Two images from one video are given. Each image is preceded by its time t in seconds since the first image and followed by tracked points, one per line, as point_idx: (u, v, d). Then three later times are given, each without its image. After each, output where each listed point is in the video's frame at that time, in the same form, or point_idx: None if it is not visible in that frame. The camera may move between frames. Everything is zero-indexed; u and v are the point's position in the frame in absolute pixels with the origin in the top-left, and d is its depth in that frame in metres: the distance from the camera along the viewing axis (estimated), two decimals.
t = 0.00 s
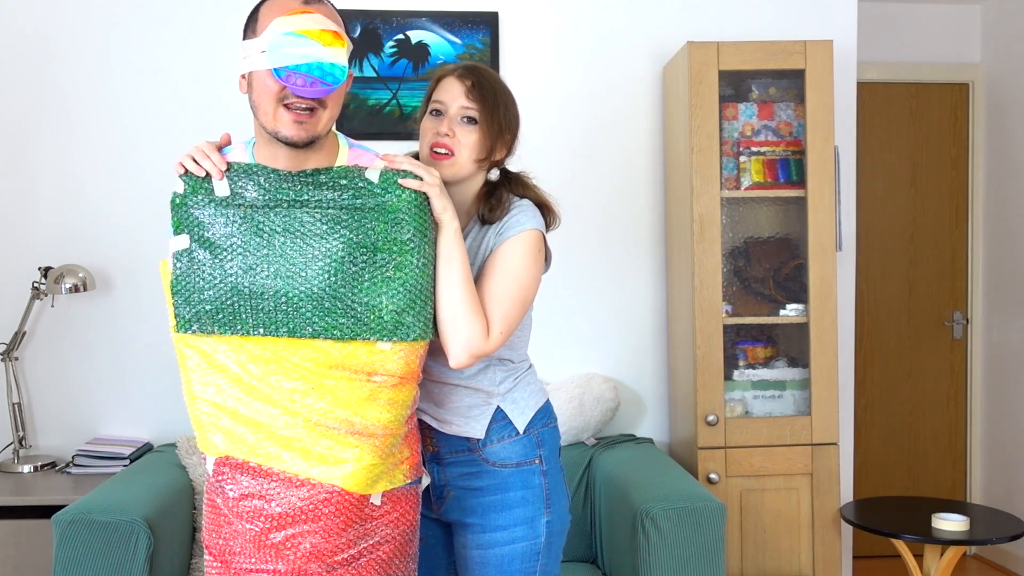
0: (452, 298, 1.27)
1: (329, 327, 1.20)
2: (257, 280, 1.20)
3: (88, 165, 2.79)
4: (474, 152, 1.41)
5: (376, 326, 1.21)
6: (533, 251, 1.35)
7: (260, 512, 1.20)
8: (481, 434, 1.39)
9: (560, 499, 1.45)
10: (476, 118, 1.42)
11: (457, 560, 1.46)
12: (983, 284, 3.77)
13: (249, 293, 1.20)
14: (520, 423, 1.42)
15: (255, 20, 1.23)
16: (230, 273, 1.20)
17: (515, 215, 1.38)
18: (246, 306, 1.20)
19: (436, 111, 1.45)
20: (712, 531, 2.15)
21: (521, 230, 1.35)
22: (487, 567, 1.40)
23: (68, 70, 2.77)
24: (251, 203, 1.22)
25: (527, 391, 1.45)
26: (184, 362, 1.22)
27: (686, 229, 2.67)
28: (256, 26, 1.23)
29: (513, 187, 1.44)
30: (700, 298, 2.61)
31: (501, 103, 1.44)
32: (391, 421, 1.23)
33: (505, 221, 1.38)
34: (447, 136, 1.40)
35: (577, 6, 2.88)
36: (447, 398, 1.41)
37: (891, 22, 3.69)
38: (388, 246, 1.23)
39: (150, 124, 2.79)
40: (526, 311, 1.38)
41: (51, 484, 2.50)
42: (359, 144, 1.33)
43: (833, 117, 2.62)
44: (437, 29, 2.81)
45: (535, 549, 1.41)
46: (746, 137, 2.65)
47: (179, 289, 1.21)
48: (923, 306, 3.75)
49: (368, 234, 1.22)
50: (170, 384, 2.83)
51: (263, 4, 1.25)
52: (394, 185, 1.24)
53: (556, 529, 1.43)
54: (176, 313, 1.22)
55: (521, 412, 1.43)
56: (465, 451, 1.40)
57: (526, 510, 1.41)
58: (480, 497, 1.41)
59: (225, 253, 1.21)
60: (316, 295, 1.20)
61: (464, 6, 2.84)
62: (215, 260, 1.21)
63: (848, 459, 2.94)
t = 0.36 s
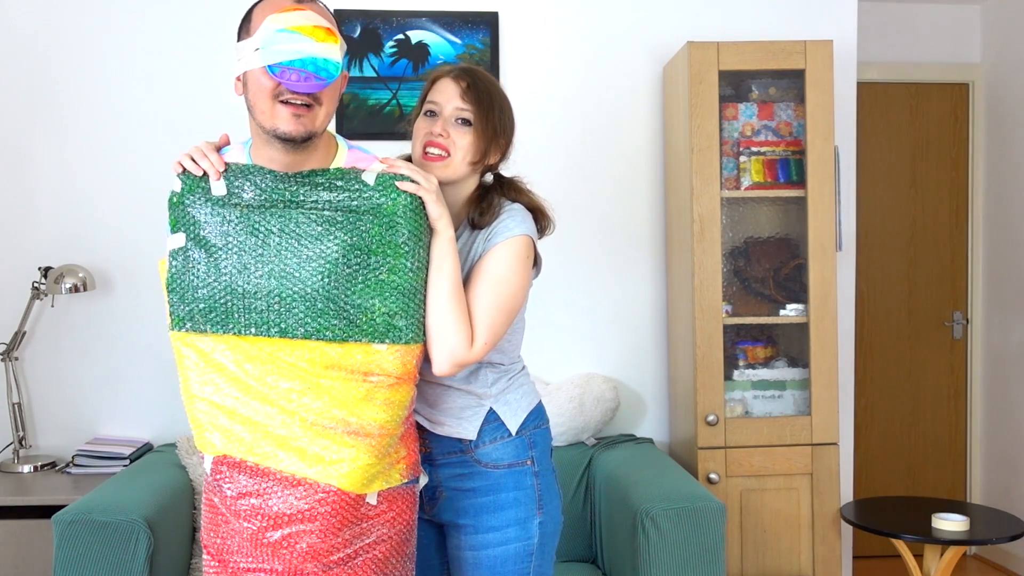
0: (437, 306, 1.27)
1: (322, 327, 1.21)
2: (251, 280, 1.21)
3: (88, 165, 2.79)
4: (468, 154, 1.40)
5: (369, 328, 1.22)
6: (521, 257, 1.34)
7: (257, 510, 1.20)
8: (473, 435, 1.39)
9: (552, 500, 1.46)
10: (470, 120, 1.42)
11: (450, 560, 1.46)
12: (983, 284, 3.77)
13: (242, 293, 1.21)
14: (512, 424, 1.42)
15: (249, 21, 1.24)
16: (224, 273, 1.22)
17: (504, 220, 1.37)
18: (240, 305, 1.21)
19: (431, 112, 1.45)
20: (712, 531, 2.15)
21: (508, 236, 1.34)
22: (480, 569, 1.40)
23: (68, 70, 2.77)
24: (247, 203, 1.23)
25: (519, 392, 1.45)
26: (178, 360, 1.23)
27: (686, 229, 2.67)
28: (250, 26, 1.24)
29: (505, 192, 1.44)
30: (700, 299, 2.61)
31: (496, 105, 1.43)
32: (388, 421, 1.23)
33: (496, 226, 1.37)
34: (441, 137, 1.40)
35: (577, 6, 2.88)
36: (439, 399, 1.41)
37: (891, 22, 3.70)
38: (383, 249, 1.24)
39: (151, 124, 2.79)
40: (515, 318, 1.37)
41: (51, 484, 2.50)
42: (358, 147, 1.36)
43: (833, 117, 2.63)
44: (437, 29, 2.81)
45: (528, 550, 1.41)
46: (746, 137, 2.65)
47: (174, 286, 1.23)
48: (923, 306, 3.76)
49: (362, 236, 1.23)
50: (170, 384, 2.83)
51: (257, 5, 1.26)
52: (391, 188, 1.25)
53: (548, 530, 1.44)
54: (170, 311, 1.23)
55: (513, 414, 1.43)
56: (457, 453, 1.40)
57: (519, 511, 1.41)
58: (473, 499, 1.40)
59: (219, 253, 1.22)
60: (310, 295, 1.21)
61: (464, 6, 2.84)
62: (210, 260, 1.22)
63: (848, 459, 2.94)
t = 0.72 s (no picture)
0: (436, 313, 1.27)
1: (322, 328, 1.21)
2: (253, 277, 1.21)
3: (88, 165, 2.79)
4: (465, 158, 1.40)
5: (370, 331, 1.23)
6: (517, 266, 1.34)
7: (252, 510, 1.20)
8: (467, 436, 1.39)
9: (548, 501, 1.45)
10: (470, 124, 1.41)
11: (447, 561, 1.46)
12: (983, 284, 3.77)
13: (242, 289, 1.21)
14: (506, 426, 1.41)
15: (276, 21, 1.24)
16: (226, 268, 1.22)
17: (500, 228, 1.37)
18: (241, 301, 1.21)
19: (431, 113, 1.44)
20: (712, 531, 2.15)
21: (505, 246, 1.34)
22: (476, 570, 1.41)
23: (68, 70, 2.77)
24: (253, 200, 1.24)
25: (515, 393, 1.45)
26: (178, 353, 1.23)
27: (686, 229, 2.67)
28: (277, 26, 1.24)
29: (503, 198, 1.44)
30: (700, 298, 2.61)
31: (496, 109, 1.43)
32: (388, 425, 1.24)
33: (493, 233, 1.37)
34: (438, 140, 1.40)
35: (578, 6, 2.88)
36: (434, 400, 1.40)
37: (891, 22, 3.70)
38: (386, 253, 1.24)
39: (151, 124, 2.79)
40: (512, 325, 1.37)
41: (51, 484, 2.50)
42: (369, 151, 1.36)
43: (833, 117, 2.63)
44: (437, 29, 2.81)
45: (523, 551, 1.41)
46: (746, 137, 2.65)
47: (174, 278, 1.22)
48: (923, 306, 3.76)
49: (367, 240, 1.24)
50: (170, 384, 2.83)
51: (285, 4, 1.26)
52: (399, 194, 1.26)
53: (544, 531, 1.43)
54: (169, 303, 1.23)
55: (508, 415, 1.42)
56: (452, 454, 1.40)
57: (514, 512, 1.41)
58: (468, 499, 1.41)
59: (221, 248, 1.22)
60: (311, 295, 1.21)
61: (464, 6, 2.84)
62: (211, 254, 1.22)
63: (848, 459, 2.94)
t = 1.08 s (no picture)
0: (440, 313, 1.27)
1: (328, 329, 1.21)
2: (258, 277, 1.21)
3: (88, 165, 2.79)
4: (468, 163, 1.40)
5: (375, 332, 1.23)
6: (524, 269, 1.35)
7: (254, 508, 1.20)
8: (465, 436, 1.39)
9: (546, 501, 1.45)
10: (474, 129, 1.41)
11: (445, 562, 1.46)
12: (983, 284, 3.77)
13: (248, 289, 1.21)
14: (505, 426, 1.41)
15: (284, 27, 1.25)
16: (231, 268, 1.22)
17: (503, 233, 1.37)
18: (247, 301, 1.21)
19: (438, 116, 1.44)
20: (712, 532, 2.15)
21: (508, 250, 1.34)
22: (474, 570, 1.41)
23: (68, 70, 2.77)
24: (259, 200, 1.24)
25: (514, 394, 1.45)
26: (182, 353, 1.22)
27: (686, 229, 2.67)
28: (286, 33, 1.24)
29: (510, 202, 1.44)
30: (700, 298, 2.61)
31: (503, 115, 1.42)
32: (392, 425, 1.24)
33: (498, 237, 1.37)
34: (442, 144, 1.41)
35: (578, 6, 2.88)
36: (434, 400, 1.41)
37: (891, 22, 3.70)
38: (391, 255, 1.24)
39: (151, 124, 2.79)
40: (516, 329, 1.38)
41: (51, 484, 2.50)
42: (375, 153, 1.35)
43: (833, 117, 2.63)
44: (437, 29, 2.81)
45: (521, 550, 1.41)
46: (746, 137, 2.65)
47: (178, 278, 1.22)
48: (923, 306, 3.75)
49: (373, 241, 1.24)
50: (171, 384, 2.83)
51: (294, 11, 1.27)
52: (405, 198, 1.26)
53: (542, 531, 1.43)
54: (173, 302, 1.23)
55: (507, 415, 1.42)
56: (450, 453, 1.40)
57: (511, 512, 1.41)
58: (466, 499, 1.41)
59: (227, 248, 1.22)
60: (316, 295, 1.21)
61: (464, 6, 2.84)
62: (217, 254, 1.22)
63: (848, 459, 2.94)
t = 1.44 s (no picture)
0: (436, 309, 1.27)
1: (328, 326, 1.21)
2: (258, 274, 1.22)
3: (88, 165, 2.79)
4: (475, 169, 1.40)
5: (374, 330, 1.23)
6: (526, 274, 1.34)
7: (256, 505, 1.20)
8: (461, 436, 1.39)
9: (543, 503, 1.45)
10: (485, 136, 1.41)
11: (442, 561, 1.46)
12: (983, 283, 3.77)
13: (248, 286, 1.21)
14: (501, 427, 1.41)
15: (276, 27, 1.24)
16: (231, 266, 1.22)
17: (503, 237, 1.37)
18: (247, 298, 1.21)
19: (453, 118, 1.44)
20: (712, 532, 2.16)
21: (509, 254, 1.34)
22: (469, 570, 1.41)
23: (67, 70, 2.77)
24: (259, 199, 1.24)
25: (512, 395, 1.44)
26: (183, 350, 1.23)
27: (686, 229, 2.67)
28: (277, 32, 1.24)
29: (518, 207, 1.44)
30: (700, 298, 2.61)
31: (516, 124, 1.41)
32: (393, 423, 1.24)
33: (503, 241, 1.37)
34: (451, 147, 1.41)
35: (579, 6, 2.88)
36: (433, 400, 1.41)
37: (891, 22, 3.70)
38: (391, 252, 1.25)
39: (151, 124, 2.79)
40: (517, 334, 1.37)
41: (51, 484, 2.50)
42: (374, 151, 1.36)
43: (833, 117, 2.63)
44: (437, 29, 2.81)
45: (517, 552, 1.41)
46: (746, 137, 2.65)
47: (179, 276, 1.23)
48: (923, 306, 3.76)
49: (372, 239, 1.24)
50: (171, 384, 2.83)
51: (285, 9, 1.26)
52: (404, 196, 1.26)
53: (538, 532, 1.43)
54: (174, 300, 1.23)
55: (504, 416, 1.42)
56: (447, 453, 1.40)
57: (506, 514, 1.40)
58: (462, 499, 1.41)
59: (228, 246, 1.23)
60: (316, 293, 1.21)
61: (464, 6, 2.84)
62: (218, 252, 1.23)
63: (848, 459, 2.94)
